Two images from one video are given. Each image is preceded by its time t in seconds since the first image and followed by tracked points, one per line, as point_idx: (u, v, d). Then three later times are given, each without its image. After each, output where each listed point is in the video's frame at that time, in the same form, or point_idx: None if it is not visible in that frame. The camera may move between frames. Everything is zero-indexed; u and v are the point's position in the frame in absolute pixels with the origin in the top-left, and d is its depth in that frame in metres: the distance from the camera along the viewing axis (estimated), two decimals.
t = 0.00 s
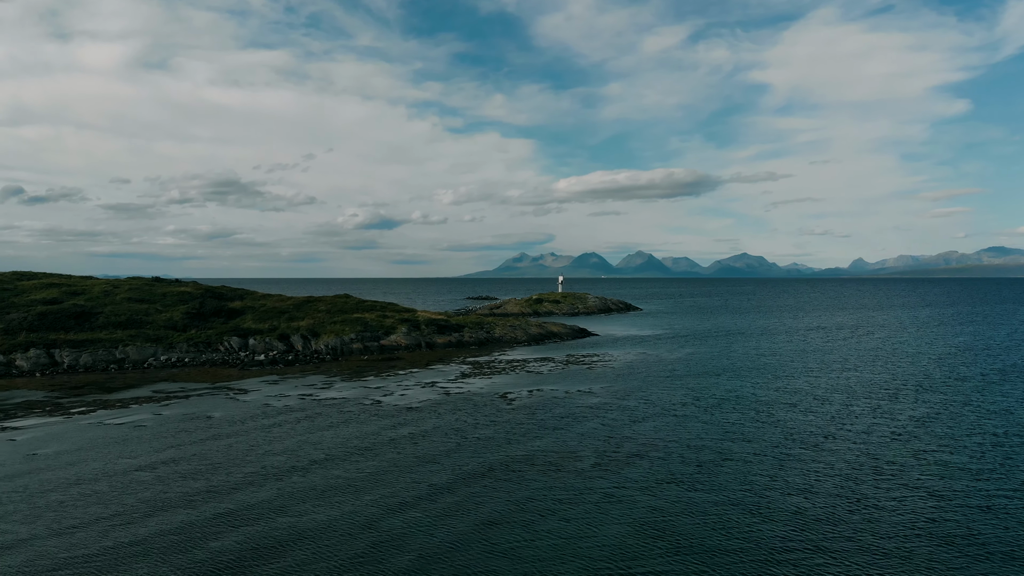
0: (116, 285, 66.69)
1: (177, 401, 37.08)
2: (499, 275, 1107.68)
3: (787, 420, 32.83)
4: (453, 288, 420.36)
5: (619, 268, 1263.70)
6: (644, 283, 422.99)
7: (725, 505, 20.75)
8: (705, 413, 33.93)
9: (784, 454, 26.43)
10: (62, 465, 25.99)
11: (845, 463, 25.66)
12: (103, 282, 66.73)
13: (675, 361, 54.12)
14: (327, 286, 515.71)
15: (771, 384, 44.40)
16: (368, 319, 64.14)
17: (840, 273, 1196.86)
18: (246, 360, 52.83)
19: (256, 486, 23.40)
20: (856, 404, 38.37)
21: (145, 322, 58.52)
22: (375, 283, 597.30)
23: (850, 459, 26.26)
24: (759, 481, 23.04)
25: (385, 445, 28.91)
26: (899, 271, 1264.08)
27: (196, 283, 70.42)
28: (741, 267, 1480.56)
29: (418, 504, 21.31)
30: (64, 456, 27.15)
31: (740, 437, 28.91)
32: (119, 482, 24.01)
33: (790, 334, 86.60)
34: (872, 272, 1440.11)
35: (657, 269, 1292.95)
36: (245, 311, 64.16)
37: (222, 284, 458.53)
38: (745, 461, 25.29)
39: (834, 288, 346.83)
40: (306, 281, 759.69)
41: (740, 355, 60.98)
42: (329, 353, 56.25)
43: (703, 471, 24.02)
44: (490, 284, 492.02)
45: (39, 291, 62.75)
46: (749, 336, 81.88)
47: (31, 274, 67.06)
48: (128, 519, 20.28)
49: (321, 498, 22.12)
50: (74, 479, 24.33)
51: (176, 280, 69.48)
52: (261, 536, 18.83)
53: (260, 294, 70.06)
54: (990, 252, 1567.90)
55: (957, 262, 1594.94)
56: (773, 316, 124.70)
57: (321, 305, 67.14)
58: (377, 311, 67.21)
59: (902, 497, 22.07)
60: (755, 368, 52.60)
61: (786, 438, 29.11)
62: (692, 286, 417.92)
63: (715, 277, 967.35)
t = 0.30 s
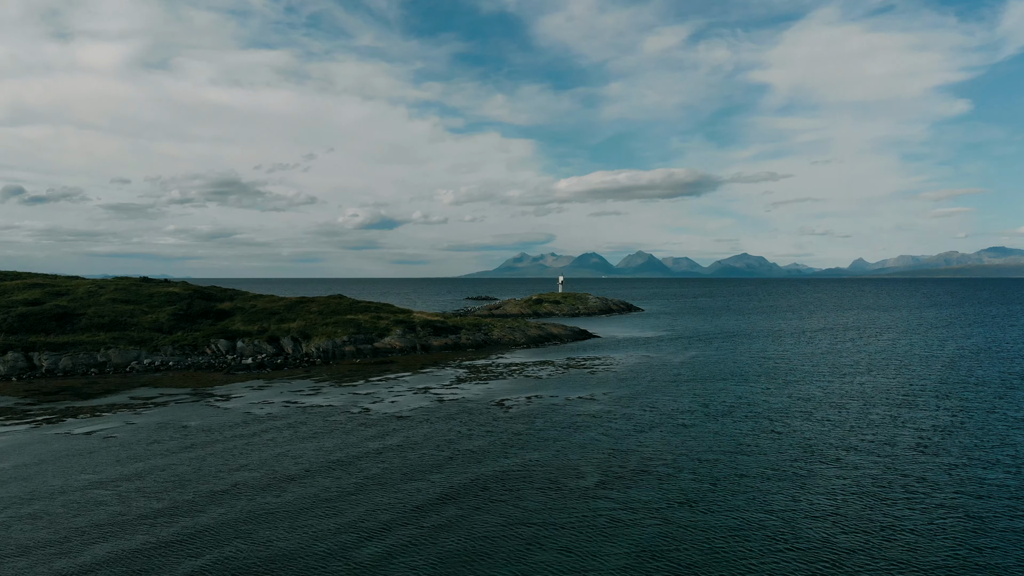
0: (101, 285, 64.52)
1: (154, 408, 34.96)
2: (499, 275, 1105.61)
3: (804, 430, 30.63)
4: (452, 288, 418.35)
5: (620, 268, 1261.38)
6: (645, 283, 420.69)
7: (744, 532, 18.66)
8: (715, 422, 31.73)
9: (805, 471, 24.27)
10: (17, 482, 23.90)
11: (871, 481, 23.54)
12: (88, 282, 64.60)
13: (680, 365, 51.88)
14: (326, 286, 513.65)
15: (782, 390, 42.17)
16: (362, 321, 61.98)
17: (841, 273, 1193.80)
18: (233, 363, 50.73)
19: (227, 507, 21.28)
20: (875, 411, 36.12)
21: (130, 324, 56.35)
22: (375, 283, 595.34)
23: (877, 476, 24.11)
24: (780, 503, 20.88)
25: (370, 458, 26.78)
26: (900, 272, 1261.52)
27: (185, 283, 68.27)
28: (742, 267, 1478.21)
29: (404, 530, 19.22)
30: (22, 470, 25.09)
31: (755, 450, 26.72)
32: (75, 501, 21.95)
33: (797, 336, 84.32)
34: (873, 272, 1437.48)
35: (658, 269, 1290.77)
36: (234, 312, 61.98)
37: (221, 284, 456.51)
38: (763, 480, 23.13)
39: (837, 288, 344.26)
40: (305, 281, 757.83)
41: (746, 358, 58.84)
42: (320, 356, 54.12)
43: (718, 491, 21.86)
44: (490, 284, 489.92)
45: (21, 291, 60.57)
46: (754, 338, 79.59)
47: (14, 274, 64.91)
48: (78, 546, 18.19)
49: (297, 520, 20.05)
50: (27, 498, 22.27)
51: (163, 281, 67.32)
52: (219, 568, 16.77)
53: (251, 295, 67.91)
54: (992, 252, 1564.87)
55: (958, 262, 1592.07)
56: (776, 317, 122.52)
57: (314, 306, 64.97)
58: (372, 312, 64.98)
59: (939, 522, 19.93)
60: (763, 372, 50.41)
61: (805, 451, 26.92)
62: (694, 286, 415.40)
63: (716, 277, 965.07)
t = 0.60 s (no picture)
0: (86, 285, 62.50)
1: (128, 416, 32.96)
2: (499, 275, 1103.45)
3: (824, 442, 28.38)
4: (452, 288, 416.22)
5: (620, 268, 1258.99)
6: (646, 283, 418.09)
7: (766, 566, 16.59)
8: (727, 434, 29.51)
9: (830, 494, 22.07)
10: None
11: (901, 503, 21.41)
12: (73, 282, 62.58)
13: (685, 369, 49.68)
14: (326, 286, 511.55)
15: (795, 395, 39.83)
16: (355, 322, 59.85)
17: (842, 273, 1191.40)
18: (218, 367, 48.66)
19: (190, 531, 19.15)
20: (897, 419, 33.79)
21: (113, 326, 54.31)
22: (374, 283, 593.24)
23: (905, 497, 22.02)
24: (807, 533, 18.73)
25: (353, 474, 24.58)
26: (901, 271, 1258.98)
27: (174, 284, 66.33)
28: (742, 267, 1475.84)
29: (384, 561, 17.06)
30: None
31: (773, 468, 24.53)
32: (23, 521, 20.01)
33: (803, 337, 81.97)
34: (873, 272, 1434.96)
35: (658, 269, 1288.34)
36: (223, 313, 59.89)
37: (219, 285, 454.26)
38: (786, 504, 20.95)
39: (839, 288, 341.19)
40: (305, 281, 755.73)
41: (753, 361, 56.67)
42: (310, 359, 52.01)
43: (737, 517, 19.67)
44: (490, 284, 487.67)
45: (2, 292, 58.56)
46: (760, 340, 77.18)
47: None
48: None
49: (266, 549, 17.92)
50: None
51: (151, 281, 65.28)
52: None
53: (241, 295, 65.84)
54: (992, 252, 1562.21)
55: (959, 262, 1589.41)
56: (781, 317, 120.21)
57: (306, 306, 62.86)
58: (365, 313, 62.78)
59: (988, 553, 17.78)
60: (772, 376, 48.22)
61: (828, 469, 24.70)
62: (695, 286, 413.10)
63: (716, 277, 962.49)
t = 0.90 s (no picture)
0: (69, 286, 60.39)
1: (98, 426, 30.93)
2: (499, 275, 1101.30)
3: (844, 455, 26.25)
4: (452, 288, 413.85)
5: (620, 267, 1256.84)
6: (647, 284, 415.74)
7: None
8: (740, 447, 27.37)
9: (861, 519, 19.90)
10: None
11: (933, 528, 19.39)
12: (56, 283, 60.50)
13: (690, 374, 47.48)
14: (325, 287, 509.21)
15: (808, 401, 37.69)
16: (347, 324, 57.66)
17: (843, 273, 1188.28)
18: (202, 372, 46.52)
19: (144, 563, 17.03)
20: (920, 428, 31.62)
21: (95, 329, 52.23)
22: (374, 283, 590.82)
23: (937, 520, 19.98)
24: (843, 568, 16.56)
25: (335, 494, 22.42)
26: (902, 271, 1256.36)
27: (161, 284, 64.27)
28: (743, 267, 1473.24)
29: None
30: None
31: (794, 488, 22.35)
32: None
33: (810, 339, 79.69)
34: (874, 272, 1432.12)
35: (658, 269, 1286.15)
36: (210, 315, 57.81)
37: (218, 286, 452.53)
38: (815, 533, 18.77)
39: (842, 288, 338.84)
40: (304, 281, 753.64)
41: (760, 364, 54.47)
42: (299, 362, 49.86)
43: (762, 549, 17.48)
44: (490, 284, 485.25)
45: None
46: (766, 342, 74.94)
47: None
48: None
49: None
50: None
51: (137, 282, 63.19)
52: None
53: (230, 296, 63.75)
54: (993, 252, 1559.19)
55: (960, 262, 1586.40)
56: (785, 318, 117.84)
57: (297, 308, 60.70)
58: (358, 315, 60.65)
59: None
60: (782, 380, 46.02)
61: (855, 489, 22.53)
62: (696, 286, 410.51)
63: (717, 276, 960.36)
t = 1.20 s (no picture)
0: (52, 287, 58.30)
1: (64, 438, 28.88)
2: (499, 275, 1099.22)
3: (868, 472, 24.14)
4: (452, 289, 411.80)
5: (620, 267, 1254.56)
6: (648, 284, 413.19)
7: None
8: (757, 462, 25.19)
9: (900, 549, 17.82)
10: None
11: (975, 560, 17.29)
12: (38, 285, 58.41)
13: (697, 378, 45.33)
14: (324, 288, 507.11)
15: (823, 409, 35.50)
16: (339, 326, 55.49)
17: (844, 273, 1185.63)
18: (184, 377, 44.39)
19: None
20: (947, 440, 29.48)
21: (75, 331, 50.12)
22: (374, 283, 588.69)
23: (978, 551, 17.88)
24: None
25: (308, 515, 20.38)
26: (903, 271, 1253.78)
27: (147, 285, 62.13)
28: (743, 267, 1470.78)
29: None
30: None
31: (820, 512, 20.23)
32: None
33: (818, 341, 77.38)
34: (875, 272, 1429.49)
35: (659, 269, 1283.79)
36: (197, 316, 55.65)
37: (216, 287, 450.29)
38: (846, 566, 16.69)
39: (845, 288, 336.00)
40: (304, 281, 751.63)
41: (769, 368, 52.26)
42: (287, 367, 47.72)
43: None
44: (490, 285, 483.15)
45: None
46: (773, 344, 72.64)
47: None
48: None
49: None
50: None
51: (122, 283, 61.08)
52: None
53: (219, 297, 61.59)
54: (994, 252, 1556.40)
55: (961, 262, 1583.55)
56: (790, 319, 115.54)
57: (288, 309, 58.54)
58: (351, 317, 58.44)
59: None
60: (794, 386, 43.80)
61: (886, 512, 20.42)
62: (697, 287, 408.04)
63: (717, 276, 957.99)
